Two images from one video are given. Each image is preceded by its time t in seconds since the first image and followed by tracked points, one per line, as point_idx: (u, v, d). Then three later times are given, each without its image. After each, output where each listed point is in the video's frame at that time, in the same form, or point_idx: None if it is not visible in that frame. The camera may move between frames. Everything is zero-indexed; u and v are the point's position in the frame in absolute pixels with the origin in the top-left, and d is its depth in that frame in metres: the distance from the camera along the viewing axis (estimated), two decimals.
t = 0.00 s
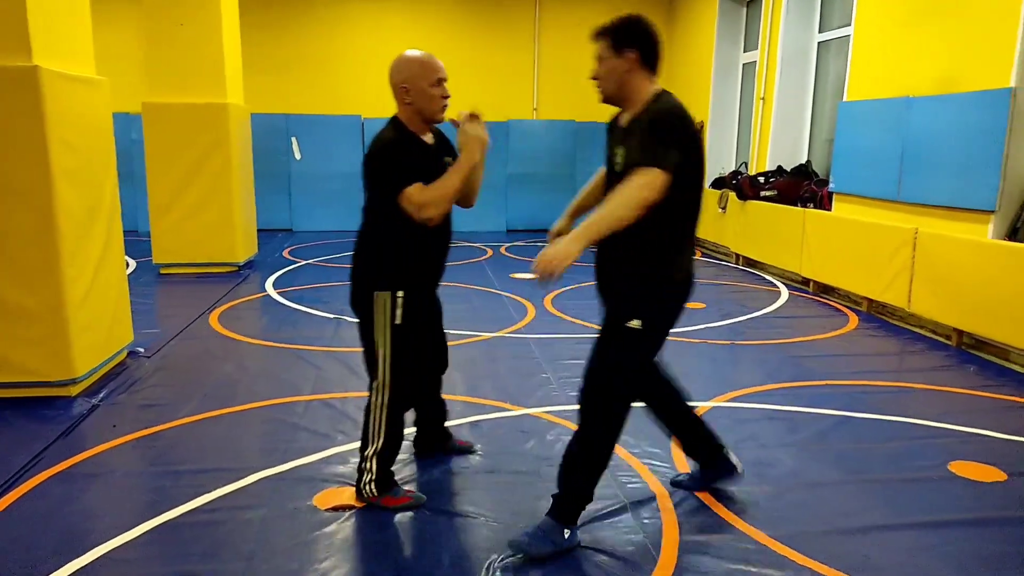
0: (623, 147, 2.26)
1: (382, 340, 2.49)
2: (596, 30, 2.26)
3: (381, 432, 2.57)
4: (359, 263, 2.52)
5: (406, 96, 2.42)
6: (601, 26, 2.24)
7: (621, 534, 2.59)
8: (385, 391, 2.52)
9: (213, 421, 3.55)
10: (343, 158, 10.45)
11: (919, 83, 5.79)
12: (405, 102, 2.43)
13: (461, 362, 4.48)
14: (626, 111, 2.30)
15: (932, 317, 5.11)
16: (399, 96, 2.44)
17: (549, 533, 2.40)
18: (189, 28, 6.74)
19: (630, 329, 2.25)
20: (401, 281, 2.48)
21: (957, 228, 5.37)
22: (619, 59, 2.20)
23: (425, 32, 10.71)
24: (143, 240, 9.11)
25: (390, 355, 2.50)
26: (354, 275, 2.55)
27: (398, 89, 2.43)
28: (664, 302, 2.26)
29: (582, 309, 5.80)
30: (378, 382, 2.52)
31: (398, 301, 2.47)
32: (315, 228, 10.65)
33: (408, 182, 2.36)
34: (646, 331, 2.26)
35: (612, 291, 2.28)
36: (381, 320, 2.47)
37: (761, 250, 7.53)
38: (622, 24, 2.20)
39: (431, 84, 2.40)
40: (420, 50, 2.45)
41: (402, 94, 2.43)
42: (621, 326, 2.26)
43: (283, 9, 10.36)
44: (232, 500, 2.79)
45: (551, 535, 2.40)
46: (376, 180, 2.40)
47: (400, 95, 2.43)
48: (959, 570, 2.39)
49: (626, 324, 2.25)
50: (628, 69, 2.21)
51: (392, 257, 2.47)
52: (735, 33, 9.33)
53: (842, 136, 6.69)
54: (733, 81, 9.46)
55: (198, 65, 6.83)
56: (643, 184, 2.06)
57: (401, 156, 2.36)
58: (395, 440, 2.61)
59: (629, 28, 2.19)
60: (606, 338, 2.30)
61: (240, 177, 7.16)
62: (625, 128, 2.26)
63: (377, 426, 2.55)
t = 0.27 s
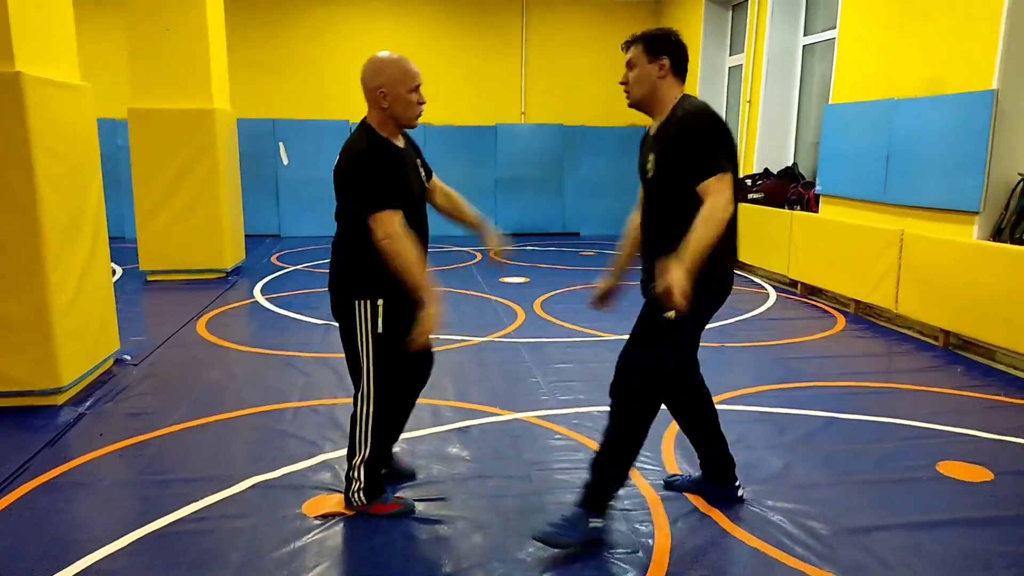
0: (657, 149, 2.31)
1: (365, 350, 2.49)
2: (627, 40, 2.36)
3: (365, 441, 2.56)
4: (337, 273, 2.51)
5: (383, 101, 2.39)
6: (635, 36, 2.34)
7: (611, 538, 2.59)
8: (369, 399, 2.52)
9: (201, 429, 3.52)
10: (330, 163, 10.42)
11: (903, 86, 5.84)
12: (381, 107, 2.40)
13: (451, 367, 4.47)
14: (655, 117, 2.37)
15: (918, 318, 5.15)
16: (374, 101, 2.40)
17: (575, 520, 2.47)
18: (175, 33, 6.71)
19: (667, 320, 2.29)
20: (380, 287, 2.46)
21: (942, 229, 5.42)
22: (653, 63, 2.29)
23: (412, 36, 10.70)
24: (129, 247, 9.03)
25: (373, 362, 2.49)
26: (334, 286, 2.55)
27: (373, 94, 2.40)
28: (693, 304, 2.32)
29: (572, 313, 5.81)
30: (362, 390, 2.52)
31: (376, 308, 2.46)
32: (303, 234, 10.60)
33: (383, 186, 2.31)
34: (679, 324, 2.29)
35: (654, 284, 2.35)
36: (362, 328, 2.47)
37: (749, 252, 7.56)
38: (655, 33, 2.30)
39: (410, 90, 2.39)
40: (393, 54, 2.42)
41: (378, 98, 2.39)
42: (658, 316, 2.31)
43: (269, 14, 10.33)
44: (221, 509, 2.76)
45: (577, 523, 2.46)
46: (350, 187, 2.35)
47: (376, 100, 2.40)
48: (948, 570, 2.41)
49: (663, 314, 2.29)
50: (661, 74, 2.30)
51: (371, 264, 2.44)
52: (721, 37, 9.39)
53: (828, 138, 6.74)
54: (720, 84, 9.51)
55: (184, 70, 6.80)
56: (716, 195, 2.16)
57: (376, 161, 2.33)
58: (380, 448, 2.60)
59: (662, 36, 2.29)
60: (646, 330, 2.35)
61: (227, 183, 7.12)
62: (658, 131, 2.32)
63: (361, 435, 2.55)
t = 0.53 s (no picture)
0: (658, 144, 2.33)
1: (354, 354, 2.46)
2: (620, 42, 2.38)
3: (354, 444, 2.54)
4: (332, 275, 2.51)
5: (387, 102, 2.39)
6: (626, 37, 2.36)
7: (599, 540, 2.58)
8: (357, 402, 2.49)
9: (189, 433, 3.50)
10: (320, 167, 10.40)
11: (889, 90, 5.89)
12: (385, 108, 2.40)
13: (440, 370, 4.46)
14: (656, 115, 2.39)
15: (906, 320, 5.19)
16: (378, 103, 2.40)
17: (632, 526, 2.51)
18: (163, 36, 6.68)
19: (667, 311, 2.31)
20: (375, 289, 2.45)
21: (929, 232, 5.46)
22: (648, 62, 2.31)
23: (401, 40, 10.70)
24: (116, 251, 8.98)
25: (361, 366, 2.46)
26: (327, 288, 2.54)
27: (377, 95, 2.40)
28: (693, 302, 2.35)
29: (561, 316, 5.82)
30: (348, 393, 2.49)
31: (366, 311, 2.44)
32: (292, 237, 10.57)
33: (383, 181, 2.37)
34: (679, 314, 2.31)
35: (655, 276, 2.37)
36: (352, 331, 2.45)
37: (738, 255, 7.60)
38: (646, 32, 2.32)
39: (413, 93, 2.40)
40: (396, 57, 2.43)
41: (382, 100, 2.40)
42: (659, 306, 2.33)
43: (257, 17, 10.31)
44: (209, 514, 2.75)
45: (634, 528, 2.50)
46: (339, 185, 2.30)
47: (379, 102, 2.40)
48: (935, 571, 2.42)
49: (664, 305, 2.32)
50: (657, 71, 2.32)
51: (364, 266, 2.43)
52: (709, 41, 9.44)
53: (816, 142, 6.79)
54: (708, 88, 9.57)
55: (172, 74, 6.77)
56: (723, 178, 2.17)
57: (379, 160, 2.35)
58: (369, 451, 2.58)
59: (653, 35, 2.31)
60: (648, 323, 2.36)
61: (215, 186, 7.10)
62: (658, 128, 2.33)
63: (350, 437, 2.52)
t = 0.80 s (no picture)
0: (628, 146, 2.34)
1: (363, 353, 2.43)
2: (594, 43, 2.37)
3: (360, 442, 2.50)
4: (329, 279, 2.48)
5: (382, 101, 2.38)
6: (600, 38, 2.35)
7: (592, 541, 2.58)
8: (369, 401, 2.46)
9: (179, 436, 3.48)
10: (311, 168, 10.37)
11: (879, 91, 5.92)
12: (380, 107, 2.39)
13: (432, 372, 4.45)
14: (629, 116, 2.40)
15: (897, 320, 5.21)
16: (373, 103, 2.39)
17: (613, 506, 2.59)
18: (153, 37, 6.65)
19: (636, 308, 2.39)
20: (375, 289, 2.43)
21: (919, 233, 5.49)
22: (622, 64, 2.31)
23: (392, 41, 10.68)
24: (106, 253, 8.92)
25: (370, 363, 2.44)
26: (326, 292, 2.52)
27: (372, 95, 2.39)
28: (662, 300, 2.41)
29: (553, 317, 5.81)
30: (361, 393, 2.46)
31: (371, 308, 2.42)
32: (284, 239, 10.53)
33: (380, 180, 2.33)
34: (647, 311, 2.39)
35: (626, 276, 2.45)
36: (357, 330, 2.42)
37: (729, 256, 7.62)
38: (618, 33, 2.31)
39: (409, 92, 2.40)
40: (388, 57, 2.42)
41: (377, 99, 2.38)
42: (627, 304, 2.41)
43: (248, 18, 10.27)
44: (199, 517, 2.73)
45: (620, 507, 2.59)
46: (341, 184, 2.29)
47: (375, 101, 2.39)
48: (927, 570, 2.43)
49: (632, 301, 2.40)
50: (630, 73, 2.32)
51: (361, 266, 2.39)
52: (701, 43, 9.47)
53: (806, 143, 6.82)
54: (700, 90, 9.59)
55: (163, 74, 6.74)
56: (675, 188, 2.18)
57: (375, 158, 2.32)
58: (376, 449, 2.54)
59: (627, 36, 2.31)
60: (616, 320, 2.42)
61: (206, 187, 7.06)
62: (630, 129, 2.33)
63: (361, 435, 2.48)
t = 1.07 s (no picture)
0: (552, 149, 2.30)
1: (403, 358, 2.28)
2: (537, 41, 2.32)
3: (388, 459, 2.30)
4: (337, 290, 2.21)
5: (385, 104, 2.26)
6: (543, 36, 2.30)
7: (591, 540, 2.59)
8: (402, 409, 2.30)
9: (177, 434, 3.48)
10: (309, 166, 10.37)
11: (876, 89, 5.93)
12: (382, 110, 2.26)
13: (430, 370, 4.45)
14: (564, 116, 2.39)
15: (893, 317, 5.22)
16: (375, 105, 2.25)
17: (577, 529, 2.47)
18: (149, 35, 6.63)
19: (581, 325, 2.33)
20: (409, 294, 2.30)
21: (916, 230, 5.50)
22: (564, 65, 2.27)
23: (389, 40, 10.68)
24: (104, 252, 8.92)
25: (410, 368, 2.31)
26: (326, 306, 2.25)
27: (372, 98, 2.24)
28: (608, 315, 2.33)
29: (550, 315, 5.82)
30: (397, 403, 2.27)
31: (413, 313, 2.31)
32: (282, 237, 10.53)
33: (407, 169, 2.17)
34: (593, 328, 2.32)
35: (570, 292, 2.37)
36: (402, 335, 2.26)
37: (726, 254, 7.63)
38: (561, 33, 2.28)
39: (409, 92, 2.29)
40: (376, 58, 2.30)
41: (379, 102, 2.25)
42: (570, 322, 2.34)
43: (245, 16, 10.25)
44: (196, 516, 2.73)
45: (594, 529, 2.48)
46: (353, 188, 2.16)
47: (375, 104, 2.25)
48: (924, 566, 2.44)
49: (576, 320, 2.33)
50: (572, 75, 2.29)
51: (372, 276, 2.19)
52: (697, 40, 9.47)
53: (803, 141, 6.83)
54: (697, 88, 9.60)
55: (159, 73, 6.73)
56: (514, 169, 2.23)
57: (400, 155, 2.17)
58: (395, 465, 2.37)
59: (570, 36, 2.27)
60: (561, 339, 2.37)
61: (203, 186, 7.06)
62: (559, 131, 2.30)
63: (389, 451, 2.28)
